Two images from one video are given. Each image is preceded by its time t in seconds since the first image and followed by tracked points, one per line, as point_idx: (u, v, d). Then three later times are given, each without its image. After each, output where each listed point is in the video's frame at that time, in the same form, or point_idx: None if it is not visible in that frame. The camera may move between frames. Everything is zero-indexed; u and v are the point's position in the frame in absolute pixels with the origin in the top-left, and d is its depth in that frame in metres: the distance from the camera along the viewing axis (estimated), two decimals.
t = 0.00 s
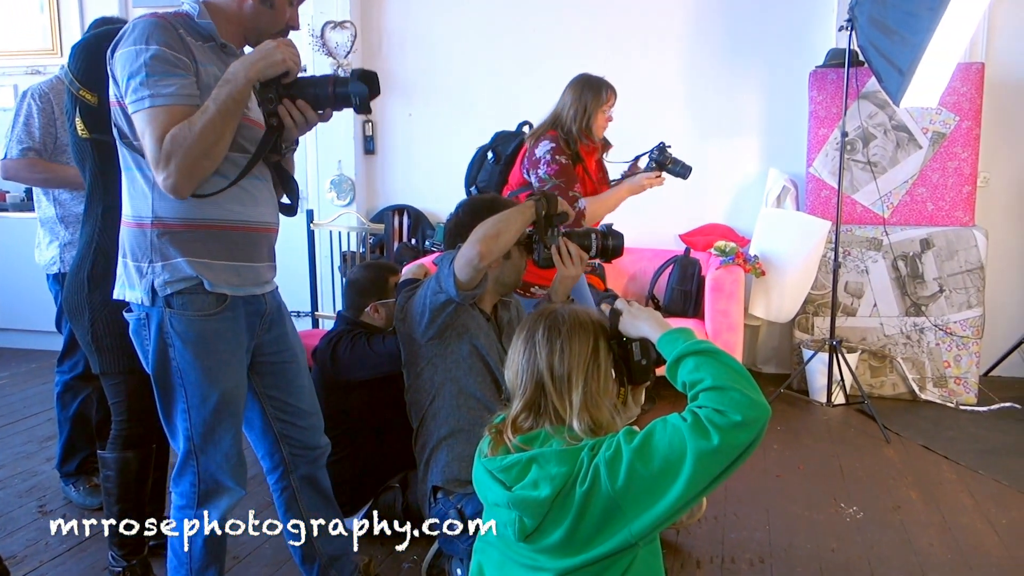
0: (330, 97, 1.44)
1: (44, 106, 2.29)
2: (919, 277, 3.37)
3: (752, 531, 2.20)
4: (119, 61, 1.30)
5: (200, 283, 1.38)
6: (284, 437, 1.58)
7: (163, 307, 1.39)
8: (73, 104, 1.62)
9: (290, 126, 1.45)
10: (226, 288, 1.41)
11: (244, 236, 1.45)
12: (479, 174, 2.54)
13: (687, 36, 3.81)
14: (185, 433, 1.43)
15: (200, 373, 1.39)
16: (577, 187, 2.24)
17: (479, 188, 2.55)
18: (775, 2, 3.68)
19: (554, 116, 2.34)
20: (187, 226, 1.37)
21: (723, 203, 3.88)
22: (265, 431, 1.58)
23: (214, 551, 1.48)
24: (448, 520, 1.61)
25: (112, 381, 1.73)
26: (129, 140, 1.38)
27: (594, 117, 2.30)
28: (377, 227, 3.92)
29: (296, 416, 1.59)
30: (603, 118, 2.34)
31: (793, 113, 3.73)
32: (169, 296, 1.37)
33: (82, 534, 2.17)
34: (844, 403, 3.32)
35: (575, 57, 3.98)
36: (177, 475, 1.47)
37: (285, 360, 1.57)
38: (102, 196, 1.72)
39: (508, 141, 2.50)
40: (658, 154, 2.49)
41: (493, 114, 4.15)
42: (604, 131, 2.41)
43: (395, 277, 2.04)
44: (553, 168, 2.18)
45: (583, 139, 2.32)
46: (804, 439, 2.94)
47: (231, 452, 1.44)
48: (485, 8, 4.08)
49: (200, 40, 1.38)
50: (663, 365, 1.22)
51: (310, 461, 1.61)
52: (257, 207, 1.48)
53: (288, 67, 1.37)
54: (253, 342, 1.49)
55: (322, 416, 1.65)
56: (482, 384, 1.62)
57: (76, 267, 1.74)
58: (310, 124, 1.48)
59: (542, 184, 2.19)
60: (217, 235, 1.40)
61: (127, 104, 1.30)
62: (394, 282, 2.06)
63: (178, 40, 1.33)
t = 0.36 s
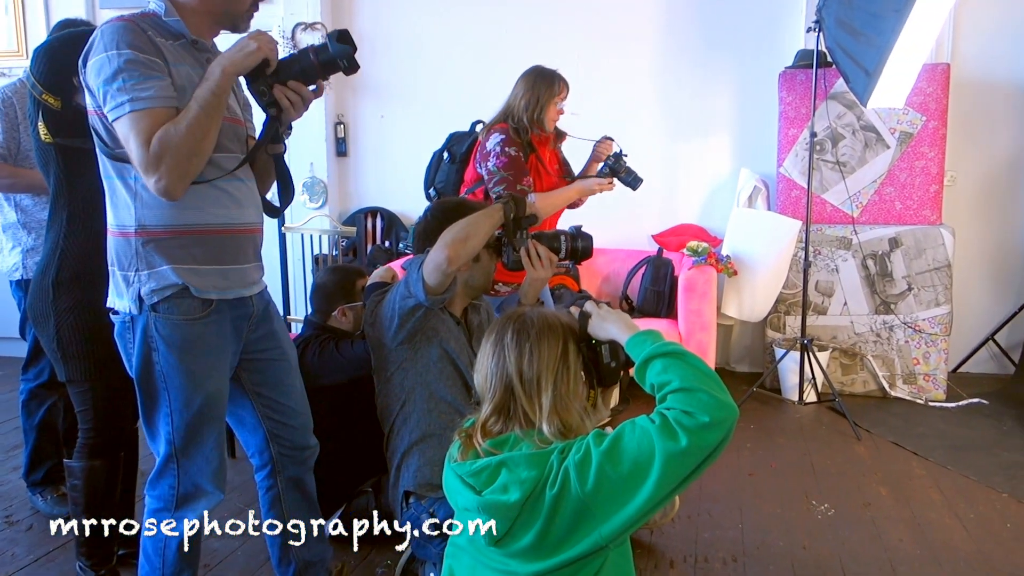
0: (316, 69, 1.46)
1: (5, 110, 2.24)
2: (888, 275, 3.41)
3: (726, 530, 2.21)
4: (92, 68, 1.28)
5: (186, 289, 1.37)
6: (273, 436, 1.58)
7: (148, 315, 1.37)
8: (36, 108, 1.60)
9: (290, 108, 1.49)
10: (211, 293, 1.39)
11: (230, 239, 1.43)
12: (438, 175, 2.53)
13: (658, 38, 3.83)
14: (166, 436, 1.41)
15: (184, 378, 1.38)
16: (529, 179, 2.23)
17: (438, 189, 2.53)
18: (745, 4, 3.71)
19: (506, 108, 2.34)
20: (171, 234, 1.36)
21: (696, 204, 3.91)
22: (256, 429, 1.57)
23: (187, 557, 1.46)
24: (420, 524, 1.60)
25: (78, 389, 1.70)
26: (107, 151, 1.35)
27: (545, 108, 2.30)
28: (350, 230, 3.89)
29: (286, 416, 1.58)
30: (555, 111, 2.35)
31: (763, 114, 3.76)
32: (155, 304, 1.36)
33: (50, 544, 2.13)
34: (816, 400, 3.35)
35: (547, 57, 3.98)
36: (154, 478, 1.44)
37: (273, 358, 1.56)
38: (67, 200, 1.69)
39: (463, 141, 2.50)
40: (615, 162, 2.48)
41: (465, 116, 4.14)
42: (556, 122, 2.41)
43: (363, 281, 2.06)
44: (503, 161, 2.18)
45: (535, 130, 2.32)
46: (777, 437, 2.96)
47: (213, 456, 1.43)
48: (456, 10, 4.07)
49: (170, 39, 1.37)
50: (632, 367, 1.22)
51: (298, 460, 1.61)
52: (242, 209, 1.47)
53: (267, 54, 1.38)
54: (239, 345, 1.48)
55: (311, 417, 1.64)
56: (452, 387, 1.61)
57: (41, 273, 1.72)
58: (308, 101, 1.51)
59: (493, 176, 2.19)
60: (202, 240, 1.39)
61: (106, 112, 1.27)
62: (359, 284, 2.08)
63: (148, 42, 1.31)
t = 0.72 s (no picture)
0: (303, 72, 1.46)
1: None
2: (853, 279, 3.46)
3: (696, 534, 2.22)
4: (82, 80, 1.26)
5: (183, 298, 1.36)
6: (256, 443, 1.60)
7: (145, 326, 1.35)
8: None
9: (275, 112, 1.47)
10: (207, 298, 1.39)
11: (225, 246, 1.43)
12: (403, 182, 2.54)
13: (626, 45, 3.86)
14: (167, 443, 1.40)
15: (183, 383, 1.36)
16: (492, 185, 2.24)
17: (403, 197, 2.53)
18: (711, 11, 3.75)
19: (471, 114, 2.35)
20: (168, 244, 1.35)
21: (665, 209, 3.93)
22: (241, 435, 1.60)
23: (177, 568, 1.44)
24: (387, 535, 1.60)
25: (38, 402, 1.67)
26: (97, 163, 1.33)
27: (509, 115, 2.31)
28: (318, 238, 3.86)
29: (271, 422, 1.60)
30: (518, 118, 2.35)
31: (730, 120, 3.80)
32: (152, 315, 1.35)
33: (10, 560, 2.09)
34: (783, 404, 3.38)
35: (517, 64, 3.99)
36: (150, 486, 1.43)
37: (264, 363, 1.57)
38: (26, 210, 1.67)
39: (428, 147, 2.51)
40: (580, 169, 2.49)
41: (434, 123, 4.14)
42: (521, 128, 2.42)
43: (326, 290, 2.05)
44: (466, 167, 2.19)
45: (499, 136, 2.33)
46: (747, 440, 2.99)
47: (212, 463, 1.43)
48: (425, 17, 4.06)
49: (157, 47, 1.34)
50: (596, 373, 1.23)
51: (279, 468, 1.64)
52: (235, 216, 1.46)
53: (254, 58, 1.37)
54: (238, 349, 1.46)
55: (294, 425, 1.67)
56: (419, 396, 1.60)
57: None
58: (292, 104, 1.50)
59: (455, 181, 2.19)
60: (199, 248, 1.38)
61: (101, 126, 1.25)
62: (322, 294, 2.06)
63: (137, 51, 1.29)
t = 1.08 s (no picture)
0: (253, 97, 1.44)
1: None
2: (805, 286, 3.51)
3: (651, 542, 2.23)
4: None
5: (107, 320, 1.34)
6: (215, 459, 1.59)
7: (68, 352, 1.33)
8: None
9: (215, 126, 1.46)
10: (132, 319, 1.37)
11: (151, 266, 1.42)
12: (359, 193, 2.52)
13: (582, 55, 3.88)
14: (94, 471, 1.38)
15: (108, 408, 1.35)
16: (448, 195, 2.23)
17: (359, 207, 2.51)
18: (665, 22, 3.80)
19: (426, 123, 2.34)
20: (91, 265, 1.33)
21: (621, 218, 3.96)
22: (202, 450, 1.58)
23: None
24: (340, 550, 1.62)
25: None
26: (15, 183, 1.31)
27: (466, 125, 2.30)
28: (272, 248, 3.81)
29: (234, 435, 1.59)
30: (475, 127, 2.35)
31: (684, 130, 3.86)
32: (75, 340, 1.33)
33: None
34: (739, 410, 3.42)
35: (473, 73, 3.99)
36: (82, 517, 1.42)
37: (215, 376, 1.55)
38: None
39: (384, 157, 2.49)
40: (535, 179, 2.49)
41: (391, 132, 4.12)
42: (477, 137, 2.41)
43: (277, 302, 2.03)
44: (421, 176, 2.17)
45: (455, 146, 2.32)
46: (702, 447, 3.02)
47: (144, 487, 1.43)
48: (381, 25, 4.04)
49: (72, 58, 1.32)
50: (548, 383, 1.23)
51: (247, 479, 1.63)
52: (161, 235, 1.45)
53: (206, 70, 1.37)
54: (170, 369, 1.45)
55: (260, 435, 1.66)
56: (372, 407, 1.59)
57: None
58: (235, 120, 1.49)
59: (411, 191, 2.18)
60: (124, 269, 1.37)
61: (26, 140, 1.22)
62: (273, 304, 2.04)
63: (55, 61, 1.26)
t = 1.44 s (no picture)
0: (247, 75, 1.50)
1: None
2: (762, 292, 3.55)
3: (610, 549, 2.23)
4: None
5: (49, 320, 1.32)
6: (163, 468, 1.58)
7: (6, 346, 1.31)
8: None
9: (205, 98, 1.48)
10: (74, 325, 1.35)
11: (105, 263, 1.40)
12: (315, 200, 2.49)
13: (541, 63, 3.90)
14: (28, 482, 1.36)
15: (44, 419, 1.33)
16: (406, 203, 2.21)
17: (316, 215, 2.48)
18: (624, 32, 3.84)
19: (384, 131, 2.32)
20: (45, 253, 1.31)
21: (581, 225, 3.99)
22: (139, 470, 1.56)
23: None
24: (296, 563, 1.55)
25: None
26: None
27: (425, 132, 2.29)
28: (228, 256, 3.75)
29: (176, 450, 1.57)
30: (433, 134, 2.34)
31: (643, 138, 3.91)
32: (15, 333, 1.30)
33: None
34: (698, 416, 3.44)
35: (433, 81, 3.98)
36: (18, 530, 1.39)
37: (157, 393, 1.53)
38: None
39: (341, 164, 2.47)
40: (494, 186, 2.49)
41: (350, 138, 4.10)
42: (436, 143, 2.40)
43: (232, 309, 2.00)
44: (379, 184, 2.16)
45: (413, 154, 2.31)
46: (661, 452, 3.04)
47: (81, 501, 1.39)
48: (339, 31, 4.00)
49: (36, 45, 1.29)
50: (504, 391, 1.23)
51: (189, 496, 1.62)
52: (117, 234, 1.43)
53: (212, 36, 1.43)
54: (110, 381, 1.43)
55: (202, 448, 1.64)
56: (329, 418, 1.57)
57: None
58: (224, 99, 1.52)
59: (369, 199, 2.16)
60: (80, 264, 1.35)
61: (11, 95, 1.20)
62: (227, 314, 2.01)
63: (26, 36, 1.28)
